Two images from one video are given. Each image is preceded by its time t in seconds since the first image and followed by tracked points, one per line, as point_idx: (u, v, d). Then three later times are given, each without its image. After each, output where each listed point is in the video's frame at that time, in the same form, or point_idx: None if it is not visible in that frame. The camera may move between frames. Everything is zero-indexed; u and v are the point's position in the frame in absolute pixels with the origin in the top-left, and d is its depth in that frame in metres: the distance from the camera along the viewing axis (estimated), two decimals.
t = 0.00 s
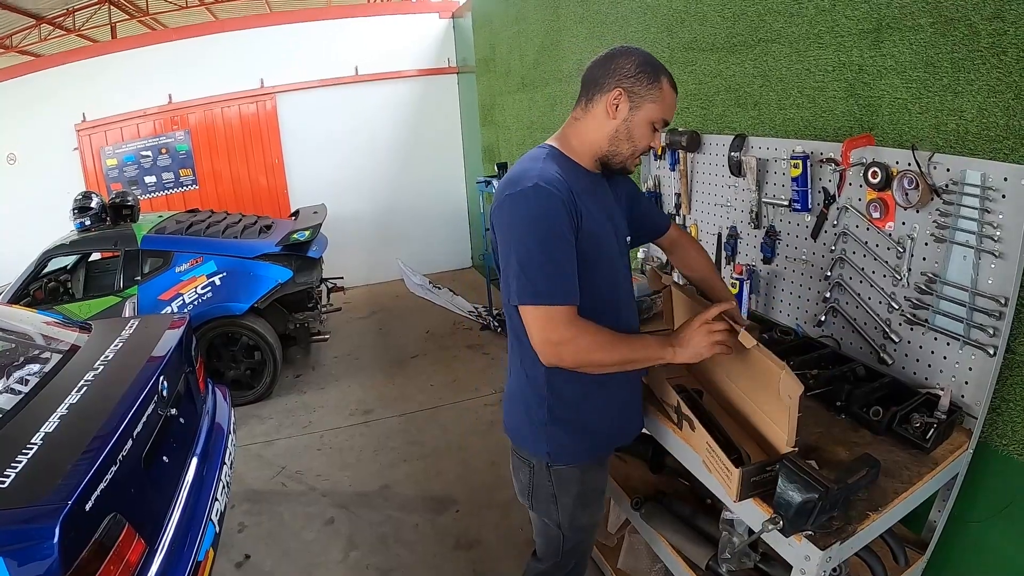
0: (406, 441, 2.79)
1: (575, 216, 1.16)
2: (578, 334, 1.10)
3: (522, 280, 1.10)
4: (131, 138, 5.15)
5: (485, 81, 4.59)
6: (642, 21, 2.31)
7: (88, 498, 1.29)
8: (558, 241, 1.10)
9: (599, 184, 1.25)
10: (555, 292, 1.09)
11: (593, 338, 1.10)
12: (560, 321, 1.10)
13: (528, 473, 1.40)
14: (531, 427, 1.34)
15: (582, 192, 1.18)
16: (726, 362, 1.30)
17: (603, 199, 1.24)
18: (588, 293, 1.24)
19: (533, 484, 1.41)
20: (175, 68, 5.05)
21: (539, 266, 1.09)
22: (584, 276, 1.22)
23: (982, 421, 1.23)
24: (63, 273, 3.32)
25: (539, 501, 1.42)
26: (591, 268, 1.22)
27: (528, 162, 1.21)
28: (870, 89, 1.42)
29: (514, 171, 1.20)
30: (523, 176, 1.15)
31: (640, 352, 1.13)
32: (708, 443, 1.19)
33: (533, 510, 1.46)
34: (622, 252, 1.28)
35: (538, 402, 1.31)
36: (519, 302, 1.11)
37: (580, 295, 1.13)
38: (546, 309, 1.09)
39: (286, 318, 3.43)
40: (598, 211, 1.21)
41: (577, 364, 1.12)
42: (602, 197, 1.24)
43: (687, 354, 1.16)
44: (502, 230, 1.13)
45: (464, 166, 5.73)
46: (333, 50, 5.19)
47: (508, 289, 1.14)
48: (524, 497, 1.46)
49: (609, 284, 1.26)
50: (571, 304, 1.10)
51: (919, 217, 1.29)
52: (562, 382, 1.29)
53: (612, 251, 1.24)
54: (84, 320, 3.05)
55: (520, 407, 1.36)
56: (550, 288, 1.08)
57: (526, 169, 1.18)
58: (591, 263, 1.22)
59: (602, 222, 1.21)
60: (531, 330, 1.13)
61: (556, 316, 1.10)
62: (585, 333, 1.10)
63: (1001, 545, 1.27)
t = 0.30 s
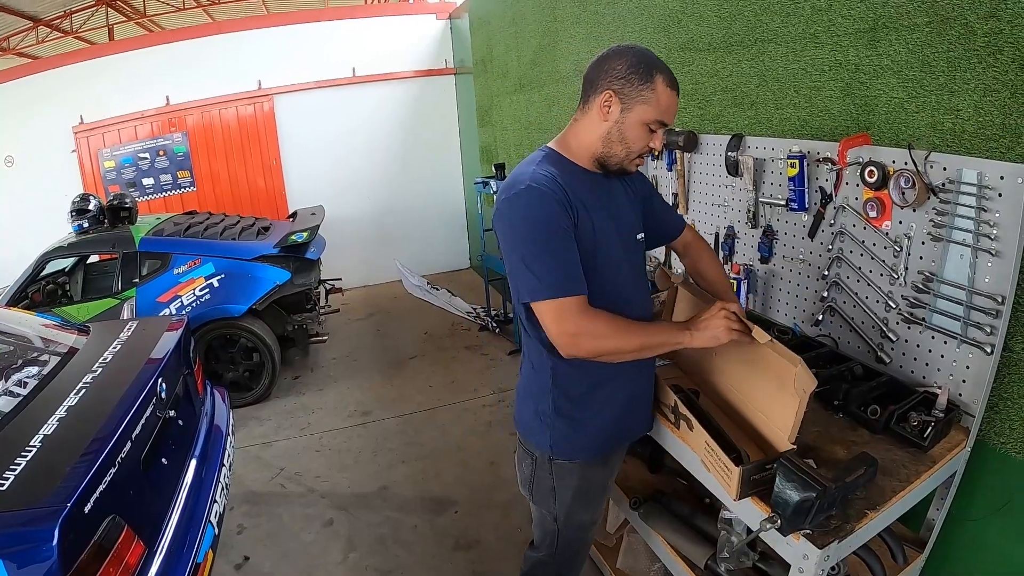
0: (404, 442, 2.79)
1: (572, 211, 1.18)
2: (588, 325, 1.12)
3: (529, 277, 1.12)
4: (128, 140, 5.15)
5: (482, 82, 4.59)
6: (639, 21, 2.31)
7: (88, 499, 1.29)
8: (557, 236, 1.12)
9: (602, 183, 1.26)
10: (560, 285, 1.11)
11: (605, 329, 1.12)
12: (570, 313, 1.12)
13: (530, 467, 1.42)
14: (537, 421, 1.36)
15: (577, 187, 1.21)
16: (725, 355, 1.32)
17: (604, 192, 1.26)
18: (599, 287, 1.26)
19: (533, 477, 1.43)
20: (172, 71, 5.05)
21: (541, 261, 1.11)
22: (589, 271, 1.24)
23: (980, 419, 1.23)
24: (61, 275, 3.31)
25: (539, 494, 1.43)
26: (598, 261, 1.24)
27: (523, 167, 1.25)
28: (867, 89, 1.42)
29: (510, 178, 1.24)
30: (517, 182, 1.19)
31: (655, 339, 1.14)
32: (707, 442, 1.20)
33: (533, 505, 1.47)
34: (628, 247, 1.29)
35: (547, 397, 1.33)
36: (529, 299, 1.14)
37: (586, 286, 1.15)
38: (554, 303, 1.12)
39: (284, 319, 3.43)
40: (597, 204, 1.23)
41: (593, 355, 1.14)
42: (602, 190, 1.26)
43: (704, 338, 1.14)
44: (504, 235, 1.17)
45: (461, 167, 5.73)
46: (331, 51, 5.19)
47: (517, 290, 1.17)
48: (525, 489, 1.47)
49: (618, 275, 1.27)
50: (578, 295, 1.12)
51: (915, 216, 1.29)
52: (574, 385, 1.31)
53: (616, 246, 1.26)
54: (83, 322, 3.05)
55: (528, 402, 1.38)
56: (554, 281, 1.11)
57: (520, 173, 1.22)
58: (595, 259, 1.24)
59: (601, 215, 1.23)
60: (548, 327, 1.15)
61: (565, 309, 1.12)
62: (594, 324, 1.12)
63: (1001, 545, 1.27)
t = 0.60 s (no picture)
0: (404, 435, 2.80)
1: (585, 194, 1.18)
2: (609, 308, 1.12)
3: (545, 260, 1.12)
4: (123, 138, 5.14)
5: (477, 73, 4.57)
6: (633, 8, 2.30)
7: (86, 497, 1.29)
8: (571, 220, 1.12)
9: (611, 171, 1.25)
10: (576, 268, 1.11)
11: (623, 313, 1.12)
12: (590, 295, 1.12)
13: (530, 454, 1.42)
14: (539, 409, 1.35)
15: (589, 170, 1.21)
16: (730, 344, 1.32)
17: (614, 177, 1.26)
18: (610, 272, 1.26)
19: (533, 465, 1.43)
20: (167, 67, 5.04)
21: (556, 244, 1.11)
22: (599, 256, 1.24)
23: (980, 405, 1.22)
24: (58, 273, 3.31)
25: (539, 482, 1.43)
26: (610, 246, 1.24)
27: (532, 151, 1.24)
28: (863, 74, 1.41)
29: (519, 161, 1.23)
30: (528, 165, 1.18)
31: (673, 332, 1.14)
32: (707, 431, 1.19)
33: (532, 494, 1.47)
34: (637, 232, 1.30)
35: (549, 384, 1.33)
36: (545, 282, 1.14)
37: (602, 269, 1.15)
38: (572, 286, 1.12)
39: (282, 314, 3.43)
40: (608, 188, 1.23)
41: (612, 339, 1.13)
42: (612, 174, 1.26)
43: (719, 340, 1.15)
44: (517, 218, 1.16)
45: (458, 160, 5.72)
46: (325, 44, 5.17)
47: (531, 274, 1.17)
48: (524, 478, 1.47)
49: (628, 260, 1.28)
50: (596, 277, 1.12)
51: (913, 202, 1.29)
52: (580, 381, 1.31)
53: (625, 232, 1.26)
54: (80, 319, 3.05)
55: (529, 390, 1.38)
56: (570, 263, 1.11)
57: (530, 156, 1.21)
58: (606, 244, 1.24)
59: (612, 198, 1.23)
60: (567, 310, 1.15)
61: (583, 291, 1.12)
62: (614, 307, 1.12)
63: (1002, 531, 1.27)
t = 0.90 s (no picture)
0: (403, 434, 2.79)
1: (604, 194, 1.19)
2: (636, 307, 1.13)
3: (571, 260, 1.12)
4: (124, 133, 5.13)
5: (479, 72, 4.57)
6: (636, 9, 2.30)
7: (84, 492, 1.29)
8: (594, 218, 1.13)
9: (624, 172, 1.26)
10: (601, 267, 1.11)
11: (650, 314, 1.14)
12: (618, 294, 1.13)
13: (530, 454, 1.42)
14: (540, 410, 1.35)
15: (606, 171, 1.21)
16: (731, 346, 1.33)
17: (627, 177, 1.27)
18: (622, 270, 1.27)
19: (533, 465, 1.42)
20: (168, 63, 5.04)
21: (580, 244, 1.11)
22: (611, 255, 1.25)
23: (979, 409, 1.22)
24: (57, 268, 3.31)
25: (537, 482, 1.43)
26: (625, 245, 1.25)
27: (546, 149, 1.23)
28: (866, 78, 1.41)
29: (533, 160, 1.22)
30: (546, 164, 1.17)
31: (694, 344, 1.17)
32: (706, 433, 1.19)
33: (532, 494, 1.47)
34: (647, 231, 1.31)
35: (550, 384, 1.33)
36: (570, 282, 1.13)
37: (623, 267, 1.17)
38: (597, 285, 1.12)
39: (281, 311, 3.44)
40: (624, 188, 1.24)
41: (635, 338, 1.15)
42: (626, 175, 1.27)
43: (734, 359, 1.18)
44: (537, 218, 1.15)
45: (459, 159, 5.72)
46: (327, 42, 5.16)
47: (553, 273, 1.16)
48: (524, 478, 1.47)
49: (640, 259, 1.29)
50: (621, 275, 1.13)
51: (914, 206, 1.29)
52: (581, 381, 1.31)
53: (636, 232, 1.27)
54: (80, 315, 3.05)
55: (529, 391, 1.38)
56: (595, 263, 1.11)
57: (546, 155, 1.20)
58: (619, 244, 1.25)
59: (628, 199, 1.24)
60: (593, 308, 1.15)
61: (610, 290, 1.13)
62: (641, 305, 1.13)
63: (1000, 535, 1.27)
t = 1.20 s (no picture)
0: (402, 435, 2.79)
1: (608, 199, 1.19)
2: (645, 312, 1.14)
3: (580, 266, 1.12)
4: (123, 135, 5.14)
5: (477, 74, 4.57)
6: (634, 11, 2.30)
7: (83, 494, 1.29)
8: (599, 223, 1.13)
9: (622, 175, 1.27)
10: (610, 272, 1.12)
11: (659, 319, 1.15)
12: (628, 299, 1.14)
13: (531, 457, 1.42)
14: (541, 413, 1.36)
15: (607, 176, 1.21)
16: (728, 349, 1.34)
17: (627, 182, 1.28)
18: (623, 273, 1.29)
19: (534, 468, 1.42)
20: (167, 65, 5.04)
21: (585, 248, 1.12)
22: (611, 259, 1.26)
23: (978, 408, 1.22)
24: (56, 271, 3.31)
25: (538, 484, 1.43)
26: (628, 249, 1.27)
27: (546, 154, 1.22)
28: (863, 79, 1.42)
29: (533, 165, 1.21)
30: (549, 170, 1.17)
31: (699, 351, 1.18)
32: (705, 434, 1.19)
33: (532, 496, 1.47)
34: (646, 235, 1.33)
35: (552, 388, 1.33)
36: (578, 288, 1.14)
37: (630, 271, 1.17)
38: (607, 290, 1.13)
39: (280, 313, 3.44)
40: (625, 193, 1.25)
41: (645, 342, 1.16)
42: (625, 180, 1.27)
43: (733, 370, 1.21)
44: (544, 225, 1.15)
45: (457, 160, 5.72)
46: (325, 44, 5.16)
47: (561, 279, 1.16)
48: (525, 481, 1.47)
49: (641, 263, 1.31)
50: (628, 279, 1.14)
51: (912, 207, 1.29)
52: (582, 383, 1.32)
53: (636, 236, 1.28)
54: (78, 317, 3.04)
55: (530, 394, 1.39)
56: (605, 268, 1.12)
57: (548, 161, 1.19)
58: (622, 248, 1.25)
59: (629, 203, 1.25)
60: (602, 313, 1.16)
61: (620, 295, 1.13)
62: (649, 310, 1.14)
63: (997, 535, 1.27)
